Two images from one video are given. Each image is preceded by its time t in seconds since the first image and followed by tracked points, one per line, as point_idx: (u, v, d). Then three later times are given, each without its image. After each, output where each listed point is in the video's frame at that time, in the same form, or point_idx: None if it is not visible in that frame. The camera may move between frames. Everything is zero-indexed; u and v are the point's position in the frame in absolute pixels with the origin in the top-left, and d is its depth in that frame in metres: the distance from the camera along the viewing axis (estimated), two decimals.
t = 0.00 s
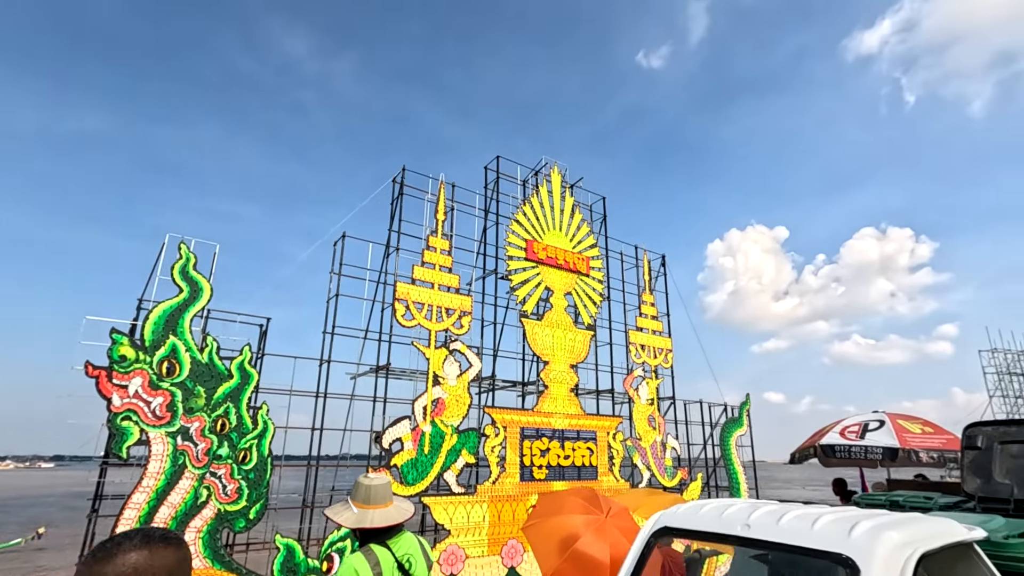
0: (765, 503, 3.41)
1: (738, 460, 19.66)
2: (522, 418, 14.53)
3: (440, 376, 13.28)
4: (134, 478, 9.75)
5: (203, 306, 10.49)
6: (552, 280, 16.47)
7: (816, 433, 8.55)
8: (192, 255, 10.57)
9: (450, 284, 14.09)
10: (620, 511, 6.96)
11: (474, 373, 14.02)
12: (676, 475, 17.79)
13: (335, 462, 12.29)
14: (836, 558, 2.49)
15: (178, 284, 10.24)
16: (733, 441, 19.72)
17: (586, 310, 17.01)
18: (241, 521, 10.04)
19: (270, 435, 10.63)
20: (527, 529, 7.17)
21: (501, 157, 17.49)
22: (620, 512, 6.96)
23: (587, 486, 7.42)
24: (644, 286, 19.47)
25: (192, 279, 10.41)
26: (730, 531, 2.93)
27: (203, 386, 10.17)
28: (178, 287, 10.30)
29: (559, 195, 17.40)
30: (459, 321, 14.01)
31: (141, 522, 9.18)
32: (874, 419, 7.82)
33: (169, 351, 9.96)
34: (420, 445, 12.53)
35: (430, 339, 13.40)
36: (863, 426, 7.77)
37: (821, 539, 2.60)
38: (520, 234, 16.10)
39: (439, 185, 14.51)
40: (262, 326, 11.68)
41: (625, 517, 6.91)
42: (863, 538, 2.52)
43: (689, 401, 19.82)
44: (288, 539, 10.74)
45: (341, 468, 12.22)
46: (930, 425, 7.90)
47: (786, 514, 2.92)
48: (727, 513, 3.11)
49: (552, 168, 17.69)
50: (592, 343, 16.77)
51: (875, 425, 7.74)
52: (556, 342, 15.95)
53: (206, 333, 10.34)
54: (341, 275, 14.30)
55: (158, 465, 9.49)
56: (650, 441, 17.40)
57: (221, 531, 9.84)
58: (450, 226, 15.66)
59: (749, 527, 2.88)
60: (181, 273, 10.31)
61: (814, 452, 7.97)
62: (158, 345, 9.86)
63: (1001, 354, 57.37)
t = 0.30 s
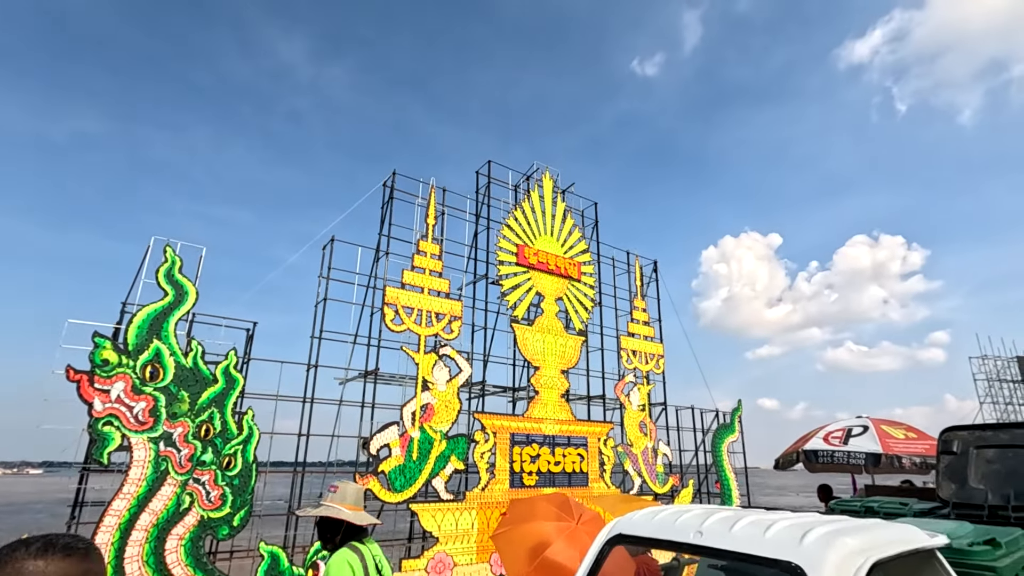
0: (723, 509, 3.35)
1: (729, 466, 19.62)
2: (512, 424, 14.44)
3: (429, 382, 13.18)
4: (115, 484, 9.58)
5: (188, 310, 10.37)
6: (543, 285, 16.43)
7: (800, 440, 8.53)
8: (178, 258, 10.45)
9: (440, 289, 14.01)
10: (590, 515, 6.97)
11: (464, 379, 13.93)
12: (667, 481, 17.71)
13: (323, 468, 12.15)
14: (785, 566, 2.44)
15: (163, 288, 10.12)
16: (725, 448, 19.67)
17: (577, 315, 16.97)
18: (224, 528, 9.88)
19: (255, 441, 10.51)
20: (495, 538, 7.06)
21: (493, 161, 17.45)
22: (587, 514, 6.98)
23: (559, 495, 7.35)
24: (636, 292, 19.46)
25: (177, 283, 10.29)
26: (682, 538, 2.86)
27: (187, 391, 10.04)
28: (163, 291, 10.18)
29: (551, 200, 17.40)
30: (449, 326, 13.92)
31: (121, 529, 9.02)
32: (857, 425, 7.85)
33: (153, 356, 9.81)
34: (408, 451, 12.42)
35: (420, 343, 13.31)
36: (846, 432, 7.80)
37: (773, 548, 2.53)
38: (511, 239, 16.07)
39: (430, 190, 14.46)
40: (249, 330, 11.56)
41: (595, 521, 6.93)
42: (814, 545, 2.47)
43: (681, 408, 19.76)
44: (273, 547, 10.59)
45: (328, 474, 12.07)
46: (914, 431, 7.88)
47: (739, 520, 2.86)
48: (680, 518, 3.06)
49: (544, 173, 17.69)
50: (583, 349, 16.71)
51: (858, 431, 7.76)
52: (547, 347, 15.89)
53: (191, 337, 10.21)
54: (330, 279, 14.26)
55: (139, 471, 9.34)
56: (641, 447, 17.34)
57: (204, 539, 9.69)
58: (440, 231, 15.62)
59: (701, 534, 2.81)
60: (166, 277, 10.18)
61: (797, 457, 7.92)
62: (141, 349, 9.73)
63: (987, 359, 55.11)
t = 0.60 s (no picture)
0: (705, 520, 3.25)
1: (730, 470, 19.45)
2: (510, 427, 14.32)
3: (427, 385, 13.08)
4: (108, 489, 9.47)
5: (183, 313, 10.28)
6: (542, 288, 16.34)
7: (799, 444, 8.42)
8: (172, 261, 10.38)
9: (438, 291, 13.93)
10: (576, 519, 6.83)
11: (461, 382, 13.82)
12: (668, 486, 17.53)
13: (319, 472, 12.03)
14: None
15: (157, 291, 10.04)
16: (726, 452, 19.51)
17: (576, 318, 16.87)
18: (218, 534, 9.77)
19: (250, 445, 10.41)
20: (479, 547, 6.95)
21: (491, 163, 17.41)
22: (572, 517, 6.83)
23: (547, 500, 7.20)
24: (635, 294, 19.35)
25: (172, 286, 10.22)
26: (660, 552, 2.76)
27: (181, 395, 9.95)
28: (158, 293, 10.10)
29: (549, 203, 17.32)
30: (447, 328, 13.83)
31: (113, 535, 8.90)
32: (857, 429, 7.73)
33: (146, 359, 9.73)
34: (405, 455, 12.30)
35: (417, 346, 13.22)
36: (846, 436, 7.68)
37: (753, 564, 2.42)
38: (509, 241, 15.99)
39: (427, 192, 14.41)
40: (244, 334, 11.47)
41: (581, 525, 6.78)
42: (799, 561, 2.34)
43: (681, 411, 19.62)
44: (267, 552, 10.48)
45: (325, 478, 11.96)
46: (915, 435, 7.76)
47: (721, 532, 2.74)
48: (658, 531, 2.93)
49: (542, 175, 17.64)
50: (582, 352, 16.60)
51: (859, 435, 7.63)
52: (546, 350, 15.78)
53: (186, 340, 10.13)
54: (326, 282, 14.19)
55: (132, 476, 9.24)
56: (641, 451, 17.19)
57: (197, 544, 9.58)
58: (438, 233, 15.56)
59: (679, 548, 2.71)
60: (160, 280, 10.11)
61: (795, 462, 7.83)
62: (135, 352, 9.63)
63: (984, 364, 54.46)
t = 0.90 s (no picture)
0: (703, 540, 3.09)
1: (744, 472, 19.13)
2: (519, 430, 14.15)
3: (434, 387, 12.96)
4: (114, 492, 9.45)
5: (189, 315, 10.26)
6: (550, 288, 16.16)
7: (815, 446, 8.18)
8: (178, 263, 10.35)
9: (445, 292, 13.80)
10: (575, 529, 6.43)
11: (469, 384, 13.68)
12: (680, 489, 17.25)
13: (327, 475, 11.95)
14: None
15: (163, 293, 10.02)
16: (739, 454, 19.18)
17: (585, 319, 16.67)
18: (224, 538, 9.71)
19: (256, 448, 10.36)
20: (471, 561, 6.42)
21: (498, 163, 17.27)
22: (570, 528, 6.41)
23: (544, 509, 6.81)
24: (646, 294, 19.11)
25: (178, 288, 10.19)
26: None
27: (187, 397, 9.91)
28: (164, 296, 10.08)
29: (557, 202, 17.15)
30: (454, 330, 13.70)
31: (119, 538, 8.87)
32: (877, 431, 7.48)
33: (152, 362, 9.69)
34: (412, 458, 12.19)
35: (424, 348, 13.11)
36: (864, 439, 7.42)
37: None
38: (517, 241, 15.83)
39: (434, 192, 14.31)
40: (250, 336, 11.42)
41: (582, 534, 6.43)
42: None
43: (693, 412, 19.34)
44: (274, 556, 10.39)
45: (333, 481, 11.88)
46: (939, 438, 7.48)
47: (725, 556, 2.55)
48: (654, 555, 2.75)
49: (550, 174, 17.48)
50: (591, 353, 16.40)
51: (878, 437, 7.38)
52: (554, 351, 15.60)
53: (191, 343, 10.09)
54: (332, 283, 14.12)
55: (137, 479, 9.21)
56: (652, 453, 16.94)
57: (203, 548, 9.52)
58: (444, 234, 15.46)
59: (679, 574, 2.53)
60: (166, 282, 10.09)
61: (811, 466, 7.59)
62: (141, 354, 9.61)
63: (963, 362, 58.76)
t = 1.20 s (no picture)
0: (697, 548, 2.90)
1: (767, 472, 18.69)
2: (536, 429, 14.00)
3: (449, 386, 12.87)
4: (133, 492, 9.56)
5: (205, 316, 10.33)
6: (566, 285, 15.96)
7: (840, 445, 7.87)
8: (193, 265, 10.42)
9: (459, 291, 13.71)
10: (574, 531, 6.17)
11: (484, 383, 13.57)
12: (701, 489, 16.90)
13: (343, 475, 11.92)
14: None
15: (179, 295, 10.10)
16: (762, 453, 18.74)
17: (602, 316, 16.43)
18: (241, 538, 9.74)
19: (272, 448, 10.39)
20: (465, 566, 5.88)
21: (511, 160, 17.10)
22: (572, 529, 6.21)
23: (544, 513, 6.50)
24: (664, 291, 18.79)
25: (193, 289, 10.27)
26: None
27: (203, 398, 9.97)
28: (180, 297, 10.16)
29: (572, 199, 16.95)
30: (469, 329, 13.60)
31: (138, 538, 8.96)
32: (905, 429, 7.17)
33: (169, 363, 9.78)
34: (428, 458, 12.12)
35: (439, 347, 13.03)
36: (892, 437, 7.12)
37: None
38: (532, 239, 15.68)
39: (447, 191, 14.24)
40: (266, 336, 11.49)
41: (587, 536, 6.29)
42: None
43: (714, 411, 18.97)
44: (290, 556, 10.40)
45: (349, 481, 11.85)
46: (973, 436, 7.13)
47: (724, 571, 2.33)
48: (644, 567, 2.54)
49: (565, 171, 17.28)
50: (608, 351, 16.16)
51: (907, 435, 7.08)
52: (571, 350, 15.40)
53: (207, 344, 10.15)
54: (346, 284, 14.12)
55: (155, 479, 9.29)
56: (673, 453, 16.63)
57: (220, 548, 9.56)
58: (458, 233, 15.37)
59: None
60: (182, 284, 10.17)
61: (837, 466, 7.28)
62: (158, 355, 9.70)
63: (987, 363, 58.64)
